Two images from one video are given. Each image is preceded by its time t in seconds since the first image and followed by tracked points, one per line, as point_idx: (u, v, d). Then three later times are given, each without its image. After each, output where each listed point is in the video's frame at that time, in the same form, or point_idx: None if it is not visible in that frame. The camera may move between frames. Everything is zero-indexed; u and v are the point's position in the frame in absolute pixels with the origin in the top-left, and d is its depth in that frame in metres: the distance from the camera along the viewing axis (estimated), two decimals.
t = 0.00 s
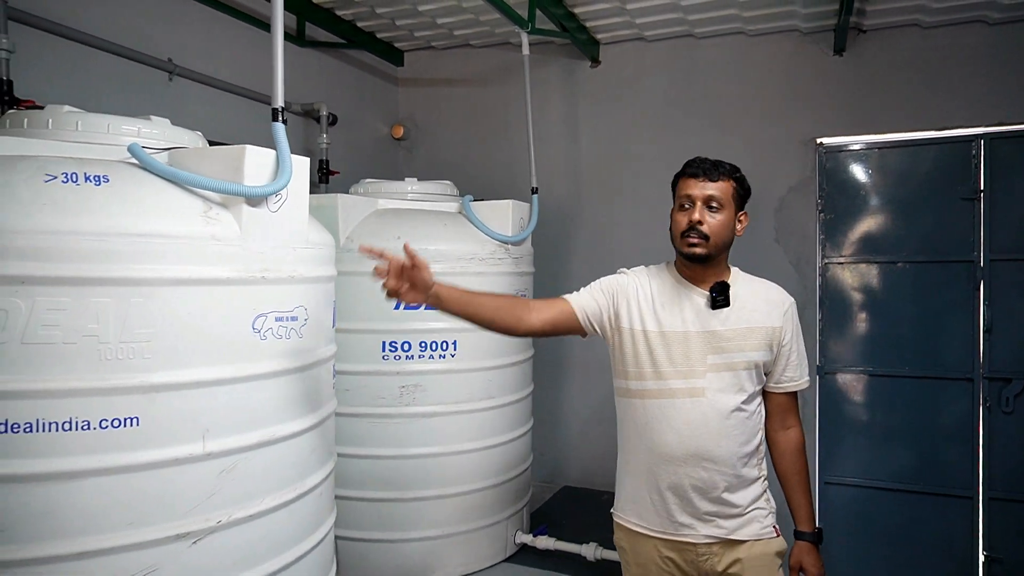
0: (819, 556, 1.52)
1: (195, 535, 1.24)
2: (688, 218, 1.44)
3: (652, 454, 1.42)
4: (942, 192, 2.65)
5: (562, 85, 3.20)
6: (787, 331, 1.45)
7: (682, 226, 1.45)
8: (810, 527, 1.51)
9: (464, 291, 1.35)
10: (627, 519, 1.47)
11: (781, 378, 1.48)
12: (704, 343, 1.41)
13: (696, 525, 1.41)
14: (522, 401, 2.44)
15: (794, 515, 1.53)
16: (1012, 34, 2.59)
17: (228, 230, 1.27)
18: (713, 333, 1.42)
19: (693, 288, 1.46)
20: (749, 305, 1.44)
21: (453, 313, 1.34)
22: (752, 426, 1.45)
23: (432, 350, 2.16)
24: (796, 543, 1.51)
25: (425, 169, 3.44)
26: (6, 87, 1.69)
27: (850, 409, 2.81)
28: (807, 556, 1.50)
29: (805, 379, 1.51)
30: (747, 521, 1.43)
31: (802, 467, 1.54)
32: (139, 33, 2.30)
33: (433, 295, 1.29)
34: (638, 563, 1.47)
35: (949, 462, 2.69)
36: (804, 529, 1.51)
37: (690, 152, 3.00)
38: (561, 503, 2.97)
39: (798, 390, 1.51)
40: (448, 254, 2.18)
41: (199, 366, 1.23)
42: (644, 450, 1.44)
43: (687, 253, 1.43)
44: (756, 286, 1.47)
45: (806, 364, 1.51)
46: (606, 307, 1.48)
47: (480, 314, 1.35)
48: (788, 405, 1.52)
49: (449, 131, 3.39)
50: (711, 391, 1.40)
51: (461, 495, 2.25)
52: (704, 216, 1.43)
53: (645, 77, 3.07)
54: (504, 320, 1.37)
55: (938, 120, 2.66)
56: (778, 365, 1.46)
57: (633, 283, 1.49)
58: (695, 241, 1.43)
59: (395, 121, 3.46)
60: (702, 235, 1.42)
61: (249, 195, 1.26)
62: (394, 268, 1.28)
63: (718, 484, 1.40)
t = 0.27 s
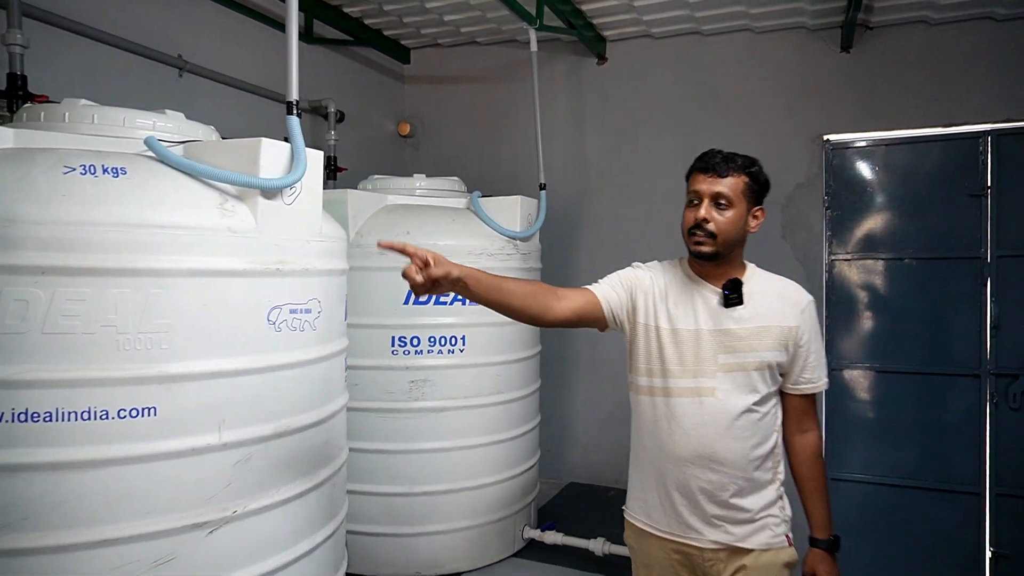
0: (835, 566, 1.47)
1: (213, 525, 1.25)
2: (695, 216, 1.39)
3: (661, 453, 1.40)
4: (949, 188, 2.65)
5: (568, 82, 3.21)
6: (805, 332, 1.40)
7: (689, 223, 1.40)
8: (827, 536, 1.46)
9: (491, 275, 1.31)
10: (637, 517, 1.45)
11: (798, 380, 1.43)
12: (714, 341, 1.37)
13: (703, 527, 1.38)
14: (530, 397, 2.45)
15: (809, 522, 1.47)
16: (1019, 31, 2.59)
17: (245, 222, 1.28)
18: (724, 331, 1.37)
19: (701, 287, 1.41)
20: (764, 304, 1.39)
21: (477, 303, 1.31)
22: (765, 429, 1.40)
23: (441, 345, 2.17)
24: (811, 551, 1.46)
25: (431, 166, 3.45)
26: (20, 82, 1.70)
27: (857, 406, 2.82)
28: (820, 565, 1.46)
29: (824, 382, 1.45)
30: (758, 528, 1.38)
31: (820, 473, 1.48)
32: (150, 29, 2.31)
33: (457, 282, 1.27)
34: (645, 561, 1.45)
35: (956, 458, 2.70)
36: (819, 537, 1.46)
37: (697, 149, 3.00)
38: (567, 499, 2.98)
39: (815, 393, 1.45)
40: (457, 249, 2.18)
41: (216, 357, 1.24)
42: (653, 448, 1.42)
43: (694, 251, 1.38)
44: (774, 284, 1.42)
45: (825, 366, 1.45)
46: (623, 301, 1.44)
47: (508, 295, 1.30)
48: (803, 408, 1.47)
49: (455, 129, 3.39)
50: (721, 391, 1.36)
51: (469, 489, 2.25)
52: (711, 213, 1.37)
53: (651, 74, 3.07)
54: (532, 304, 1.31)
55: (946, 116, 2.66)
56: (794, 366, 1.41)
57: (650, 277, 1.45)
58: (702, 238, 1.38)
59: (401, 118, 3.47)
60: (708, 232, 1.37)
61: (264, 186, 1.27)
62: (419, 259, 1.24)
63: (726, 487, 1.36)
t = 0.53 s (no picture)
0: None
1: (222, 522, 1.27)
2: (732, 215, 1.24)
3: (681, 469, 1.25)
4: (957, 187, 2.63)
5: (575, 83, 3.21)
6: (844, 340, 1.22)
7: (724, 223, 1.25)
8: (865, 561, 1.32)
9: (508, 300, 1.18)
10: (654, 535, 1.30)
11: (835, 394, 1.25)
12: (740, 348, 1.22)
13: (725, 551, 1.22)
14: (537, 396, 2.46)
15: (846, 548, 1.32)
16: None
17: (254, 223, 1.30)
18: (753, 338, 1.22)
19: (733, 292, 1.26)
20: (797, 308, 1.23)
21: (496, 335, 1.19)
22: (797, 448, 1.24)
23: (449, 345, 2.19)
24: None
25: (439, 167, 3.46)
26: (35, 85, 1.73)
27: (864, 406, 2.81)
28: None
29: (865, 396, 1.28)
30: (785, 555, 1.22)
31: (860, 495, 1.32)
32: (162, 32, 2.33)
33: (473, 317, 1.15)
34: None
35: (964, 459, 2.69)
36: (857, 563, 1.32)
37: (704, 148, 3.00)
38: (575, 498, 2.99)
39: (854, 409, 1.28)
40: (464, 250, 2.20)
41: (226, 356, 1.25)
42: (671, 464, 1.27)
43: (729, 254, 1.24)
44: (808, 287, 1.26)
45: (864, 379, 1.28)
46: (648, 312, 1.29)
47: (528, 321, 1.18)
48: (841, 426, 1.29)
49: (463, 130, 3.41)
50: (749, 403, 1.20)
51: (476, 488, 2.27)
52: (750, 213, 1.23)
53: (658, 74, 3.08)
54: (555, 327, 1.19)
55: (953, 115, 2.66)
56: (831, 379, 1.24)
57: (674, 282, 1.30)
58: (738, 240, 1.23)
59: (409, 119, 3.48)
60: (746, 234, 1.22)
61: (274, 188, 1.29)
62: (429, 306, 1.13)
63: (752, 509, 1.20)
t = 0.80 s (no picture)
0: None
1: (232, 514, 1.30)
2: (770, 208, 1.17)
3: (707, 478, 1.19)
4: (971, 185, 2.60)
5: (586, 83, 3.22)
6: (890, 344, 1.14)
7: (762, 217, 1.18)
8: None
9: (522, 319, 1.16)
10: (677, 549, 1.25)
11: (880, 404, 1.16)
12: (774, 353, 1.15)
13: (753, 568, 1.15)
14: (546, 395, 2.48)
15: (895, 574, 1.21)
16: None
17: (263, 223, 1.33)
18: (789, 342, 1.14)
19: (771, 290, 1.18)
20: (837, 310, 1.15)
21: (512, 355, 1.18)
22: (836, 461, 1.15)
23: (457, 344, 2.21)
24: None
25: (450, 167, 3.49)
26: (53, 90, 1.78)
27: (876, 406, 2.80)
28: None
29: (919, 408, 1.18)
30: None
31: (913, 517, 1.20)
32: (177, 37, 2.37)
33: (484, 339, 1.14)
34: None
35: (977, 459, 2.67)
36: None
37: (714, 148, 3.00)
38: (585, 497, 3.00)
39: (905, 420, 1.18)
40: (473, 249, 2.22)
41: (235, 353, 1.29)
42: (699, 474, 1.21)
43: (767, 249, 1.16)
44: (851, 288, 1.17)
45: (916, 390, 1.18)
46: (676, 315, 1.23)
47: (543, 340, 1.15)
48: (889, 437, 1.19)
49: (474, 130, 3.43)
50: (782, 410, 1.13)
51: (485, 485, 2.29)
52: (791, 206, 1.15)
53: (668, 74, 3.08)
54: (570, 345, 1.16)
55: (966, 113, 2.64)
56: (875, 387, 1.15)
57: (702, 282, 1.24)
58: (777, 234, 1.16)
59: (421, 120, 3.52)
60: (786, 228, 1.15)
61: (282, 189, 1.32)
62: (433, 326, 1.15)
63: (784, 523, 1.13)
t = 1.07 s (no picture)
0: None
1: (253, 512, 1.32)
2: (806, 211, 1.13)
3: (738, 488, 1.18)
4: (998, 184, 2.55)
5: (605, 83, 3.22)
6: (941, 357, 1.11)
7: (798, 220, 1.14)
8: None
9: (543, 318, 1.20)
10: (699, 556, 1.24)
11: (929, 418, 1.13)
12: (816, 361, 1.13)
13: None
14: (565, 395, 2.48)
15: None
16: None
17: (283, 225, 1.35)
18: (831, 349, 1.12)
19: (814, 295, 1.15)
20: (886, 318, 1.12)
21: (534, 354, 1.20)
22: (878, 475, 1.13)
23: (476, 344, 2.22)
24: None
25: (470, 168, 3.50)
26: (81, 95, 1.82)
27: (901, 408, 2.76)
28: None
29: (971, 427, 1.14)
30: None
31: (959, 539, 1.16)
32: (201, 41, 2.41)
33: (501, 336, 1.17)
34: None
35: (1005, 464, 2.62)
36: None
37: (735, 148, 2.98)
38: (605, 498, 2.99)
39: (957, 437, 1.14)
40: (492, 250, 2.23)
41: (256, 353, 1.31)
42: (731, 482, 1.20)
43: (805, 253, 1.13)
44: (901, 295, 1.14)
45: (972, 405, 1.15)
46: (713, 314, 1.22)
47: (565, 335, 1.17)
48: (938, 453, 1.16)
49: (494, 131, 3.44)
50: (823, 422, 1.11)
51: (504, 485, 2.30)
52: (826, 209, 1.11)
53: (688, 73, 3.07)
54: (589, 344, 1.17)
55: (992, 111, 2.59)
56: (923, 400, 1.12)
57: (740, 281, 1.22)
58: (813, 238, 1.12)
59: (441, 121, 3.53)
60: (823, 232, 1.11)
61: (302, 191, 1.34)
62: (444, 319, 1.16)
63: (818, 538, 1.12)
